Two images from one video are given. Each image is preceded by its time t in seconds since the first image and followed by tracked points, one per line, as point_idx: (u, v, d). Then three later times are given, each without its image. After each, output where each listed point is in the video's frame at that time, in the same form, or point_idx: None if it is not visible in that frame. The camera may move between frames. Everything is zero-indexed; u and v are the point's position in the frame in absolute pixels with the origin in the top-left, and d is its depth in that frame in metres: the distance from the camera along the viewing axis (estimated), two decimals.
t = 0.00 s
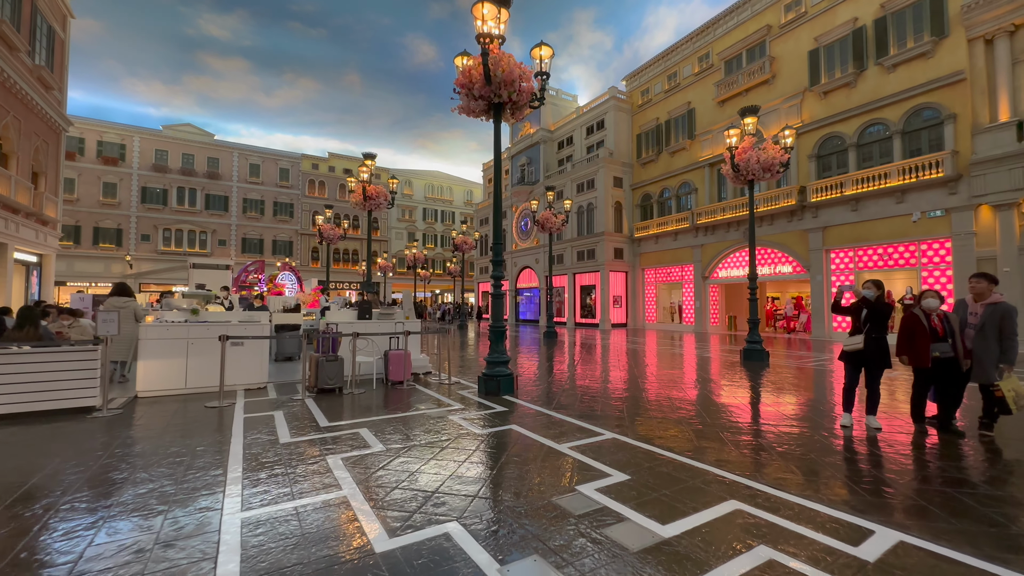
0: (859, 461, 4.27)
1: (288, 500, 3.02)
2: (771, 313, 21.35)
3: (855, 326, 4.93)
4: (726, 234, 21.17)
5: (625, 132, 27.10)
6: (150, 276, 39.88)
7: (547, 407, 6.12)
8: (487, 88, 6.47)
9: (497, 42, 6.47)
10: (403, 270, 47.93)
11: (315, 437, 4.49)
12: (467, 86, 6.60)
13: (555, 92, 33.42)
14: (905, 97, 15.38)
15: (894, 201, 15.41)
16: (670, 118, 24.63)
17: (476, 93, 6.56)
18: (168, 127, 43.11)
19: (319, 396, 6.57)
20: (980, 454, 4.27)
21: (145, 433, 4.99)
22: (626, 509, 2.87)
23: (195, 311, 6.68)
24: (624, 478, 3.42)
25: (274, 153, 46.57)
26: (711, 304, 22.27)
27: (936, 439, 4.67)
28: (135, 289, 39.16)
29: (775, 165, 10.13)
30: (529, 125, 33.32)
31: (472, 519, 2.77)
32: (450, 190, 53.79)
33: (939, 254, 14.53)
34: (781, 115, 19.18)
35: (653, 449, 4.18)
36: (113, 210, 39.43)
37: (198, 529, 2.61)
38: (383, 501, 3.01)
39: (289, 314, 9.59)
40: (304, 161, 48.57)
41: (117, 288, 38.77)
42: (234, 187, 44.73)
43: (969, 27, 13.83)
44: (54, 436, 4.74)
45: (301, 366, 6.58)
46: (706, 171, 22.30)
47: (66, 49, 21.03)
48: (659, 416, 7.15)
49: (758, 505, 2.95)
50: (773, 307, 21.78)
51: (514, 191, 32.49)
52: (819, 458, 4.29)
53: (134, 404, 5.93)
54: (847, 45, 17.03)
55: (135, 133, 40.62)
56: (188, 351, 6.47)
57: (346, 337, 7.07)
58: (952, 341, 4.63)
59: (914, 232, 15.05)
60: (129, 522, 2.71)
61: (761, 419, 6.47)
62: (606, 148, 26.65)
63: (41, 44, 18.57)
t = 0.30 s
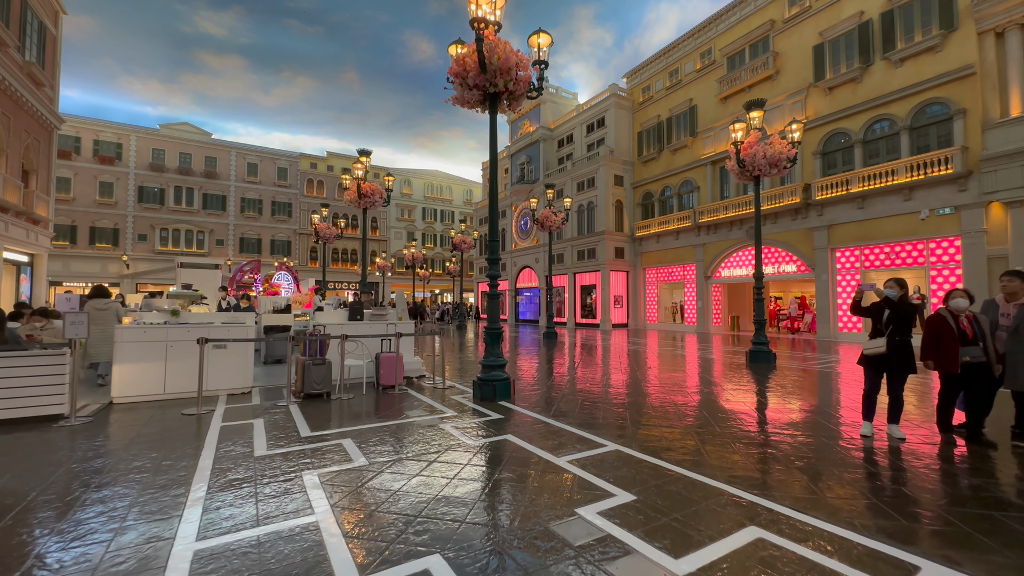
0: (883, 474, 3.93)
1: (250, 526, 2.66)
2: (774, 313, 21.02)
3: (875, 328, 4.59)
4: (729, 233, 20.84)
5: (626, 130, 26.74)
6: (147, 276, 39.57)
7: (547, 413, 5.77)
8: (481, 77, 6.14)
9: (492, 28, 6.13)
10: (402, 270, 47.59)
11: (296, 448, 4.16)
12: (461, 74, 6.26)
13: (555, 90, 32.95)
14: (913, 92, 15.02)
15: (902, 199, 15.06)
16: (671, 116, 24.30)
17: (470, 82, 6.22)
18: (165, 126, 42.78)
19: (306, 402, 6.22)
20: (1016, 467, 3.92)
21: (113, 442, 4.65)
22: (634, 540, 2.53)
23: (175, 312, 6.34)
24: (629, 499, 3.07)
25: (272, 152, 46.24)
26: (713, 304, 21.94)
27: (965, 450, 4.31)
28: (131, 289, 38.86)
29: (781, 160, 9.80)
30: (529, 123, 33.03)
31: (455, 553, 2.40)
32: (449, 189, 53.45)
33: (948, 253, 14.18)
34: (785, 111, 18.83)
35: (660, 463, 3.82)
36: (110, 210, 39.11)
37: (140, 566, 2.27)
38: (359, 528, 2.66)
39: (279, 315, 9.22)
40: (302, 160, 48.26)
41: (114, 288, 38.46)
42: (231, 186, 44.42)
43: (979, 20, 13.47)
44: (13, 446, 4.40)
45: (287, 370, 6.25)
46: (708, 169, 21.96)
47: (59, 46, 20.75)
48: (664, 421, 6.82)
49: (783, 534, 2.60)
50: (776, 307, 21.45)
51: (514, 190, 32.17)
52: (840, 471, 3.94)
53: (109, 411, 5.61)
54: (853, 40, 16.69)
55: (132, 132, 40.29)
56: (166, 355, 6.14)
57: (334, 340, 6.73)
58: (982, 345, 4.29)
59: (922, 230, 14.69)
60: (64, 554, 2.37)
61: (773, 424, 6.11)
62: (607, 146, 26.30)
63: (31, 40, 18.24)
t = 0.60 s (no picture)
0: (908, 478, 3.61)
1: (204, 542, 2.35)
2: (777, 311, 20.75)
3: (897, 322, 4.26)
4: (731, 230, 20.52)
5: (627, 126, 26.42)
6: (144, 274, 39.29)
7: (545, 413, 5.44)
8: (476, 58, 5.83)
9: (487, 7, 5.81)
10: (401, 268, 47.34)
11: (272, 451, 3.83)
12: (454, 55, 5.93)
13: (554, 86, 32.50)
14: (920, 85, 14.71)
15: (909, 194, 14.74)
16: (673, 112, 23.99)
17: (465, 64, 5.90)
18: (162, 123, 42.44)
19: (291, 402, 5.90)
20: None
21: (78, 442, 4.34)
22: (639, 558, 2.22)
23: (153, 306, 5.99)
24: (635, 510, 2.75)
25: (270, 150, 45.93)
26: (716, 302, 21.65)
27: (995, 454, 3.98)
28: (128, 287, 38.59)
29: (788, 152, 9.48)
30: (528, 120, 32.72)
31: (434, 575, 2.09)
32: (449, 187, 53.17)
33: (957, 250, 13.87)
34: (789, 106, 18.50)
35: (668, 468, 3.48)
36: (106, 208, 38.81)
37: None
38: (328, 544, 2.34)
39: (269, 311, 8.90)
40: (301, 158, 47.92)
41: (110, 286, 38.18)
42: (229, 184, 44.12)
43: (989, 11, 13.15)
44: None
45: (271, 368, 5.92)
46: (710, 165, 21.65)
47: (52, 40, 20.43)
48: (666, 419, 6.52)
49: (809, 553, 2.28)
50: (779, 305, 21.18)
51: (514, 188, 31.86)
52: (863, 475, 3.61)
53: (80, 410, 5.29)
54: (859, 32, 16.37)
55: (129, 130, 39.97)
56: (144, 351, 5.82)
57: (322, 336, 6.40)
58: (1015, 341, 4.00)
59: (930, 226, 14.37)
60: None
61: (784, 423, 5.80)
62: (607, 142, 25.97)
63: (22, 33, 17.91)
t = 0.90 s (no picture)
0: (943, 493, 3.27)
1: None
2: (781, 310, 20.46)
3: (927, 323, 3.90)
4: (734, 228, 20.17)
5: (628, 122, 26.04)
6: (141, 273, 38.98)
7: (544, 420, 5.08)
8: (470, 41, 5.47)
9: None
10: (399, 267, 47.06)
11: (242, 464, 3.48)
12: (447, 39, 5.58)
13: (554, 83, 31.97)
14: (929, 78, 14.34)
15: (917, 190, 14.39)
16: (674, 108, 23.63)
17: (458, 48, 5.55)
18: (159, 121, 42.06)
19: (273, 407, 5.54)
20: None
21: (37, 451, 4.00)
22: None
23: (128, 306, 5.64)
24: (645, 541, 2.40)
25: (268, 147, 45.56)
26: (718, 301, 21.36)
27: None
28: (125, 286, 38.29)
29: (797, 145, 9.10)
30: (528, 117, 32.33)
31: None
32: (448, 185, 52.85)
33: (967, 247, 13.53)
34: (794, 100, 18.13)
35: (680, 487, 3.12)
36: (102, 206, 38.50)
37: None
38: None
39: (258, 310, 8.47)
40: (299, 156, 47.53)
41: (107, 285, 37.89)
42: (227, 182, 43.76)
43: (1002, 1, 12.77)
44: None
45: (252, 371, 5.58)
46: (713, 162, 21.27)
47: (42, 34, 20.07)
48: (671, 425, 6.19)
49: None
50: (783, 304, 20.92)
51: (513, 185, 31.48)
52: (896, 491, 3.25)
53: (46, 417, 4.95)
54: (866, 25, 15.99)
55: (125, 127, 39.61)
56: (117, 353, 5.49)
57: (307, 337, 6.05)
58: None
59: (939, 223, 14.02)
60: None
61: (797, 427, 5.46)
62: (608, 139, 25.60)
63: (11, 27, 17.55)
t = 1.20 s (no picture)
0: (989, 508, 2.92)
1: None
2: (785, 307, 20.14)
3: (968, 321, 3.56)
4: (738, 224, 19.80)
5: (629, 117, 25.62)
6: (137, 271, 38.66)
7: (543, 424, 4.71)
8: (463, 17, 5.10)
9: None
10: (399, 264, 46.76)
11: (205, 477, 3.12)
12: (439, 16, 5.21)
13: (555, 77, 31.51)
14: (941, 69, 13.93)
15: (927, 184, 14.00)
16: (677, 102, 23.23)
17: (451, 26, 5.17)
18: (155, 116, 41.63)
19: (254, 410, 5.18)
20: None
21: None
22: None
23: (100, 302, 5.29)
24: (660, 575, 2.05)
25: (266, 143, 45.17)
26: (721, 299, 21.02)
27: None
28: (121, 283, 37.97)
29: (808, 135, 8.73)
30: (528, 111, 31.90)
31: None
32: (448, 181, 52.48)
33: (979, 242, 13.18)
34: (800, 93, 17.73)
35: (695, 505, 2.75)
36: (98, 202, 38.15)
37: None
38: None
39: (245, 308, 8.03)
40: (297, 152, 47.08)
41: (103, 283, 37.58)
42: (224, 179, 43.37)
43: None
44: None
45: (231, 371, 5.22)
46: (717, 156, 20.87)
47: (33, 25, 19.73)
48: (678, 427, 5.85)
49: None
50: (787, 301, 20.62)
51: (513, 181, 31.09)
52: (935, 505, 2.91)
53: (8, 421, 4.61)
54: (874, 15, 15.58)
55: (121, 123, 39.20)
56: (87, 353, 5.14)
57: (292, 335, 5.69)
58: None
59: (950, 218, 13.65)
60: None
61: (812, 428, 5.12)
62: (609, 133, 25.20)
63: None
